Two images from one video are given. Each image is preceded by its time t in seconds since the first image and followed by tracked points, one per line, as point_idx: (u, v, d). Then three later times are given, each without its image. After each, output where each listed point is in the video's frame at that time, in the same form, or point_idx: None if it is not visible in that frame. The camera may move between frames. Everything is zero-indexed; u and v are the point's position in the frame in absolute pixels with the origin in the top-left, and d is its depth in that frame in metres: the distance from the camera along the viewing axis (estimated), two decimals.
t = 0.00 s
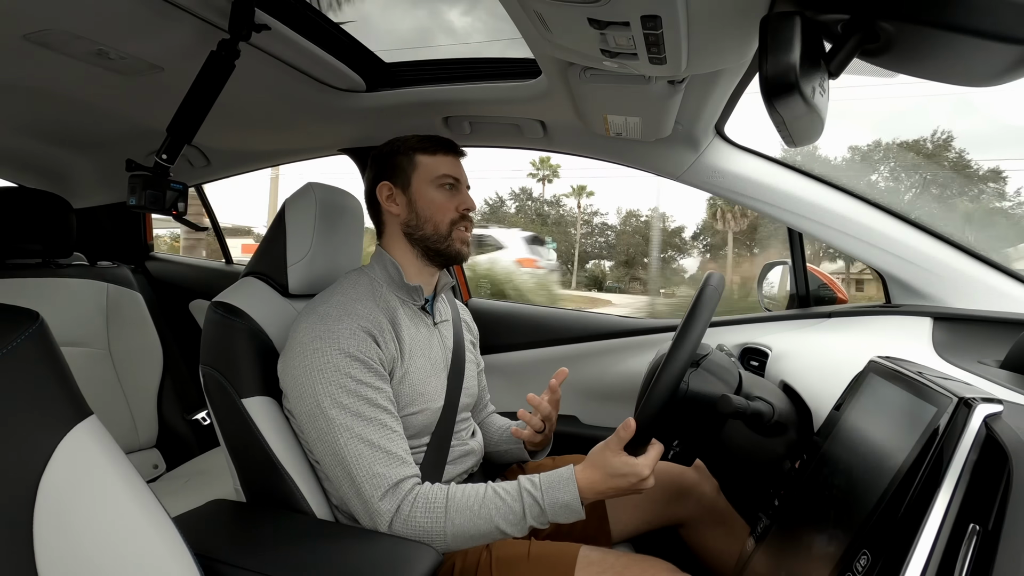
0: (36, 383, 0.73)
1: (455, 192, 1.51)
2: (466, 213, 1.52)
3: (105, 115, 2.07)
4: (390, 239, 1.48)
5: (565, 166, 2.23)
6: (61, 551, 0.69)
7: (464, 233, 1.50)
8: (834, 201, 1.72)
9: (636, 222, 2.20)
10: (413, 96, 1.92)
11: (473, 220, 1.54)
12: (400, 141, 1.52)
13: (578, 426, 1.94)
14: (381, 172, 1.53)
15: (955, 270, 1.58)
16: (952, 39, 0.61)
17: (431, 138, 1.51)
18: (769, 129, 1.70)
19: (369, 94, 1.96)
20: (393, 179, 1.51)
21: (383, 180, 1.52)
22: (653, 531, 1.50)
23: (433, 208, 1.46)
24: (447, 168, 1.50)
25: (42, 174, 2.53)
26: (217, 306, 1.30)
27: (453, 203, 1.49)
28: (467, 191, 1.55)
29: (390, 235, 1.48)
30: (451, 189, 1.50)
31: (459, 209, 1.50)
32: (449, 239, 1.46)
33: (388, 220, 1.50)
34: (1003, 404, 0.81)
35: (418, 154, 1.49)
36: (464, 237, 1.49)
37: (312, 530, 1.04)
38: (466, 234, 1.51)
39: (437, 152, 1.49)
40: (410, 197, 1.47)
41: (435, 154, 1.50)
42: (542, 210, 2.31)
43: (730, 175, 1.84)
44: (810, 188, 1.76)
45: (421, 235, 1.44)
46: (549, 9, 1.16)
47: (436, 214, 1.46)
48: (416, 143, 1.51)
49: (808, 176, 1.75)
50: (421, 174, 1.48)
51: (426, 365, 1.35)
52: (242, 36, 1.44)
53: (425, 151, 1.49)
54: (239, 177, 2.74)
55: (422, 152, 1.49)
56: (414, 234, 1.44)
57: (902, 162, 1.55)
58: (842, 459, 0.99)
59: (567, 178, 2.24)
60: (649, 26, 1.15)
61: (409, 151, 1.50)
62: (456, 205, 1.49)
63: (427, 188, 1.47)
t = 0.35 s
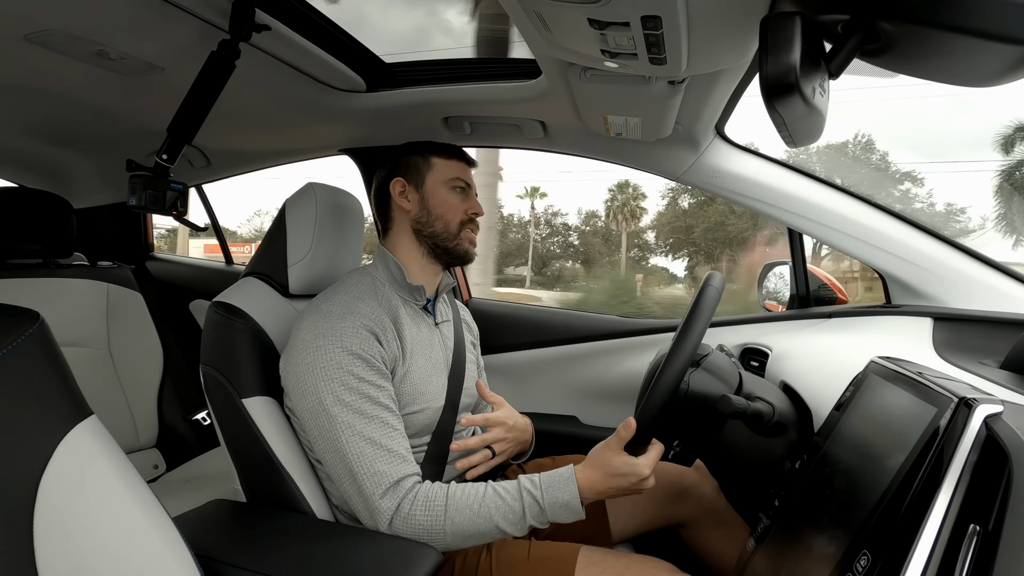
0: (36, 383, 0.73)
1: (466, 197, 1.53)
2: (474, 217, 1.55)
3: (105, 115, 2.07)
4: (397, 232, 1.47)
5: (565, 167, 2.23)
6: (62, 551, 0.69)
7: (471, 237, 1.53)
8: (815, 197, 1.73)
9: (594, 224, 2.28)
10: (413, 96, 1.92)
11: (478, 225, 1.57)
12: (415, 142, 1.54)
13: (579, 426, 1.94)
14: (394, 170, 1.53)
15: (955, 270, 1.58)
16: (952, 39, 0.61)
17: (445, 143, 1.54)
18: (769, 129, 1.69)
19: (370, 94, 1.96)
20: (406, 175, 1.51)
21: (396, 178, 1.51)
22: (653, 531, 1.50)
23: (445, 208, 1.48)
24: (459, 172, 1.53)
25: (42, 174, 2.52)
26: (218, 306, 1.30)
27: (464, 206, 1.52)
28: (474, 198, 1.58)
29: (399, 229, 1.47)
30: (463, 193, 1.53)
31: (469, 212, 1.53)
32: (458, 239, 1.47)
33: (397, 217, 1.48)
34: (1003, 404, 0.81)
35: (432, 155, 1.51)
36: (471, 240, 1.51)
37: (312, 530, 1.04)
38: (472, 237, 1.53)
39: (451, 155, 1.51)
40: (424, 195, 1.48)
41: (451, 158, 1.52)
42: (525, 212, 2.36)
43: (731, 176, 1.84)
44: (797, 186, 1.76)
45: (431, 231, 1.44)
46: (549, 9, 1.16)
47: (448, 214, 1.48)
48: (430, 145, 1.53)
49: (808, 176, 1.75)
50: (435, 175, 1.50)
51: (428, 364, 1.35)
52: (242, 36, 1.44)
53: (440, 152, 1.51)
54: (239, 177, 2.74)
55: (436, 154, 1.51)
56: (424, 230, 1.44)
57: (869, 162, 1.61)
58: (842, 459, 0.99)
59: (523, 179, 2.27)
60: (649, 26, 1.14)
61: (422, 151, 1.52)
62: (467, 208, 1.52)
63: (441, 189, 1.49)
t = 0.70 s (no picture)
0: (36, 383, 0.73)
1: (466, 194, 1.52)
2: (475, 214, 1.54)
3: (106, 114, 2.07)
4: (398, 234, 1.47)
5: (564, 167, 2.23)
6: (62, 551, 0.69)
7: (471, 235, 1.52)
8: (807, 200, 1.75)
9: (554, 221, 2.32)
10: (413, 96, 1.92)
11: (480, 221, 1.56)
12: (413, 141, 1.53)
13: (579, 426, 1.94)
14: (394, 172, 1.53)
15: (956, 271, 1.58)
16: (951, 39, 0.61)
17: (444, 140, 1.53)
18: (770, 129, 1.69)
19: (370, 94, 1.96)
20: (404, 177, 1.51)
21: (397, 179, 1.51)
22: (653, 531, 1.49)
23: (445, 207, 1.47)
24: (459, 169, 1.52)
25: (42, 174, 2.52)
26: (217, 306, 1.30)
27: (464, 204, 1.51)
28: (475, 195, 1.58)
29: (400, 231, 1.47)
30: (463, 190, 1.52)
31: (469, 210, 1.52)
32: (459, 238, 1.47)
33: (398, 218, 1.48)
34: (1003, 404, 0.81)
35: (431, 154, 1.50)
36: (472, 238, 1.52)
37: (312, 530, 1.04)
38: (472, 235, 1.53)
39: (450, 153, 1.50)
40: (424, 195, 1.48)
41: (450, 156, 1.51)
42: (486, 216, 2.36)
43: (731, 176, 1.84)
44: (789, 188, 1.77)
45: (433, 231, 1.45)
46: (549, 9, 1.16)
47: (448, 213, 1.47)
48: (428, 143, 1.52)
49: (809, 176, 1.75)
50: (435, 175, 1.49)
51: (428, 364, 1.35)
52: (243, 36, 1.44)
53: (438, 151, 1.50)
54: (239, 178, 2.74)
55: (436, 153, 1.50)
56: (426, 231, 1.44)
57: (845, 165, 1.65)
58: (842, 459, 0.99)
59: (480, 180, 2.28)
60: (649, 26, 1.15)
61: (420, 150, 1.51)
62: (467, 206, 1.51)
63: (441, 188, 1.48)
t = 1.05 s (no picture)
0: (36, 384, 0.73)
1: (456, 196, 1.48)
2: (466, 215, 1.50)
3: (106, 115, 2.07)
4: (388, 241, 1.48)
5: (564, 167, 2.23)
6: (63, 552, 0.69)
7: (462, 237, 1.48)
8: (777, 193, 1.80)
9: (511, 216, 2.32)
10: (413, 96, 1.92)
11: (474, 222, 1.52)
12: (401, 143, 1.51)
13: (579, 426, 1.94)
14: (384, 174, 1.53)
15: (956, 270, 1.58)
16: (952, 39, 0.61)
17: (433, 140, 1.49)
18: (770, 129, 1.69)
19: (370, 94, 1.96)
20: (393, 182, 1.50)
21: (384, 184, 1.52)
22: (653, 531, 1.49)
23: (431, 212, 1.44)
24: (448, 170, 1.48)
25: (42, 174, 2.52)
26: (218, 305, 1.30)
27: (452, 206, 1.47)
28: (468, 194, 1.53)
29: (390, 239, 1.48)
30: (452, 192, 1.48)
31: (458, 212, 1.48)
32: (447, 243, 1.44)
33: (387, 223, 1.49)
34: (1003, 404, 0.81)
35: (417, 156, 1.48)
36: (462, 242, 1.48)
37: (312, 530, 1.04)
38: (463, 238, 1.49)
39: (436, 154, 1.47)
40: (409, 200, 1.46)
41: (437, 157, 1.48)
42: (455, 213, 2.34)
43: (730, 176, 1.84)
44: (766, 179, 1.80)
45: (420, 238, 1.43)
46: (550, 9, 1.16)
47: (434, 218, 1.44)
48: (417, 145, 1.49)
49: (809, 176, 1.75)
50: (421, 178, 1.47)
51: (427, 365, 1.34)
52: (242, 36, 1.44)
53: (425, 153, 1.48)
54: (239, 178, 2.74)
55: (423, 155, 1.48)
56: (412, 238, 1.43)
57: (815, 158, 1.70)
58: (843, 460, 0.99)
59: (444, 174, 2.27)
60: (650, 26, 1.14)
61: (408, 152, 1.49)
62: (454, 208, 1.47)
63: (425, 191, 1.46)
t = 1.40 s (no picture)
0: (36, 383, 0.73)
1: (461, 198, 1.48)
2: (472, 217, 1.49)
3: (106, 114, 2.07)
4: (394, 247, 1.47)
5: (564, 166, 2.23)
6: (63, 551, 0.69)
7: (469, 239, 1.47)
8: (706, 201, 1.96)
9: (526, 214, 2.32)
10: (413, 96, 1.92)
11: (480, 223, 1.51)
12: (402, 146, 1.49)
13: (578, 426, 1.94)
14: (386, 178, 1.52)
15: (956, 271, 1.58)
16: (951, 39, 0.61)
17: (435, 141, 1.47)
18: (771, 129, 1.69)
19: (370, 94, 1.96)
20: (396, 186, 1.49)
21: (387, 189, 1.50)
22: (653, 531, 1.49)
23: (436, 217, 1.43)
24: (452, 172, 1.46)
25: (42, 174, 2.52)
26: (218, 305, 1.30)
27: (458, 209, 1.46)
28: (473, 195, 1.52)
29: (397, 244, 1.46)
30: (457, 195, 1.47)
31: (464, 214, 1.48)
32: (455, 248, 1.44)
33: (392, 229, 1.48)
34: (1003, 404, 0.81)
35: (421, 159, 1.46)
36: (470, 245, 1.47)
37: (312, 530, 1.04)
38: (472, 241, 1.48)
39: (439, 156, 1.46)
40: (413, 205, 1.45)
41: (439, 159, 1.46)
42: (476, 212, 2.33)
43: (730, 175, 1.83)
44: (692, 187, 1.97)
45: (427, 243, 1.42)
46: (550, 9, 1.16)
47: (440, 223, 1.43)
48: (418, 147, 1.48)
49: (809, 176, 1.75)
50: (424, 181, 1.46)
51: (429, 369, 1.35)
52: (242, 36, 1.44)
53: (428, 155, 1.46)
54: (239, 177, 2.74)
55: (425, 158, 1.47)
56: (420, 243, 1.42)
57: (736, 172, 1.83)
58: (842, 460, 0.99)
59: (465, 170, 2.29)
60: (649, 26, 1.15)
61: (411, 156, 1.48)
62: (460, 211, 1.46)
63: (430, 195, 1.45)
